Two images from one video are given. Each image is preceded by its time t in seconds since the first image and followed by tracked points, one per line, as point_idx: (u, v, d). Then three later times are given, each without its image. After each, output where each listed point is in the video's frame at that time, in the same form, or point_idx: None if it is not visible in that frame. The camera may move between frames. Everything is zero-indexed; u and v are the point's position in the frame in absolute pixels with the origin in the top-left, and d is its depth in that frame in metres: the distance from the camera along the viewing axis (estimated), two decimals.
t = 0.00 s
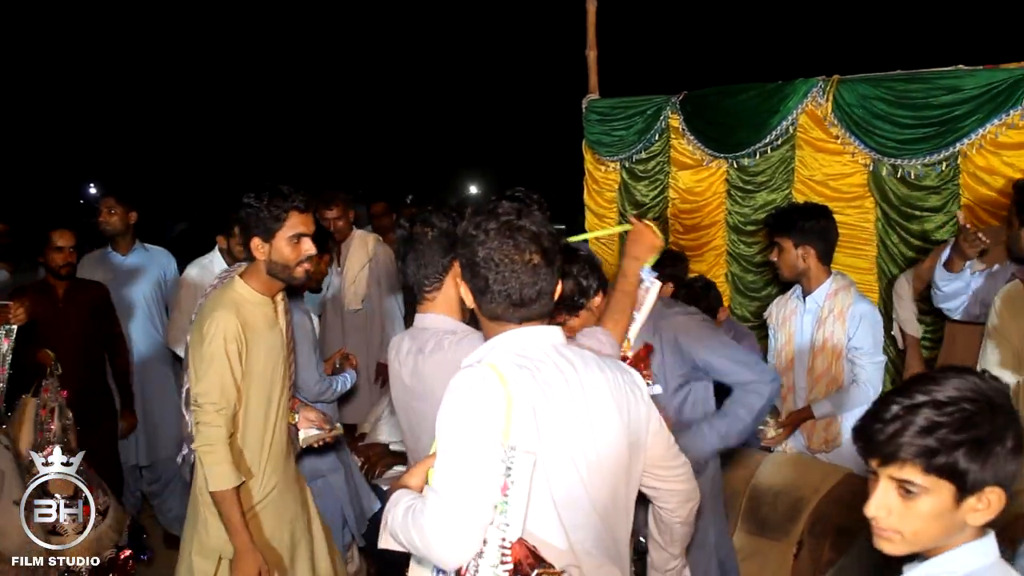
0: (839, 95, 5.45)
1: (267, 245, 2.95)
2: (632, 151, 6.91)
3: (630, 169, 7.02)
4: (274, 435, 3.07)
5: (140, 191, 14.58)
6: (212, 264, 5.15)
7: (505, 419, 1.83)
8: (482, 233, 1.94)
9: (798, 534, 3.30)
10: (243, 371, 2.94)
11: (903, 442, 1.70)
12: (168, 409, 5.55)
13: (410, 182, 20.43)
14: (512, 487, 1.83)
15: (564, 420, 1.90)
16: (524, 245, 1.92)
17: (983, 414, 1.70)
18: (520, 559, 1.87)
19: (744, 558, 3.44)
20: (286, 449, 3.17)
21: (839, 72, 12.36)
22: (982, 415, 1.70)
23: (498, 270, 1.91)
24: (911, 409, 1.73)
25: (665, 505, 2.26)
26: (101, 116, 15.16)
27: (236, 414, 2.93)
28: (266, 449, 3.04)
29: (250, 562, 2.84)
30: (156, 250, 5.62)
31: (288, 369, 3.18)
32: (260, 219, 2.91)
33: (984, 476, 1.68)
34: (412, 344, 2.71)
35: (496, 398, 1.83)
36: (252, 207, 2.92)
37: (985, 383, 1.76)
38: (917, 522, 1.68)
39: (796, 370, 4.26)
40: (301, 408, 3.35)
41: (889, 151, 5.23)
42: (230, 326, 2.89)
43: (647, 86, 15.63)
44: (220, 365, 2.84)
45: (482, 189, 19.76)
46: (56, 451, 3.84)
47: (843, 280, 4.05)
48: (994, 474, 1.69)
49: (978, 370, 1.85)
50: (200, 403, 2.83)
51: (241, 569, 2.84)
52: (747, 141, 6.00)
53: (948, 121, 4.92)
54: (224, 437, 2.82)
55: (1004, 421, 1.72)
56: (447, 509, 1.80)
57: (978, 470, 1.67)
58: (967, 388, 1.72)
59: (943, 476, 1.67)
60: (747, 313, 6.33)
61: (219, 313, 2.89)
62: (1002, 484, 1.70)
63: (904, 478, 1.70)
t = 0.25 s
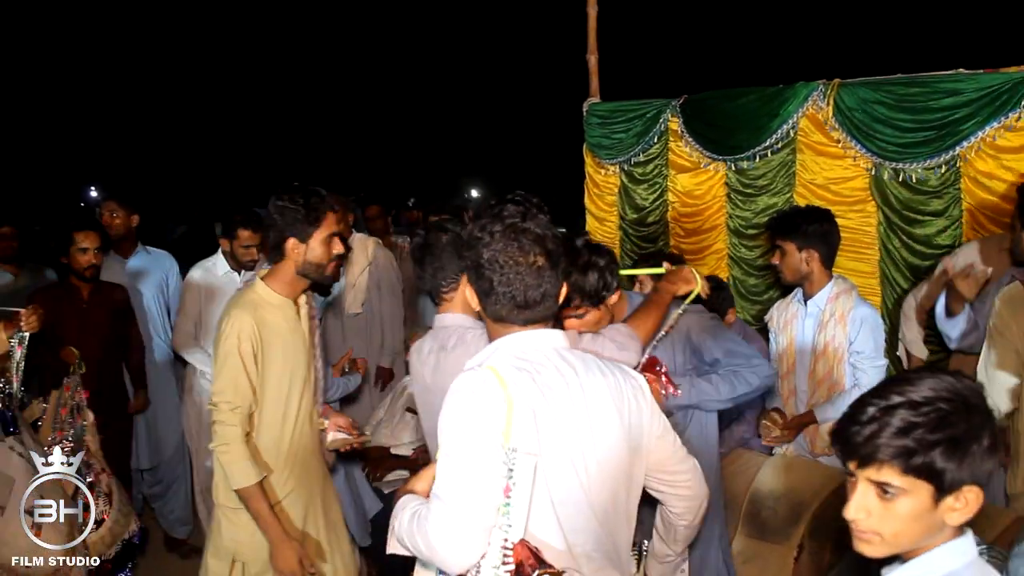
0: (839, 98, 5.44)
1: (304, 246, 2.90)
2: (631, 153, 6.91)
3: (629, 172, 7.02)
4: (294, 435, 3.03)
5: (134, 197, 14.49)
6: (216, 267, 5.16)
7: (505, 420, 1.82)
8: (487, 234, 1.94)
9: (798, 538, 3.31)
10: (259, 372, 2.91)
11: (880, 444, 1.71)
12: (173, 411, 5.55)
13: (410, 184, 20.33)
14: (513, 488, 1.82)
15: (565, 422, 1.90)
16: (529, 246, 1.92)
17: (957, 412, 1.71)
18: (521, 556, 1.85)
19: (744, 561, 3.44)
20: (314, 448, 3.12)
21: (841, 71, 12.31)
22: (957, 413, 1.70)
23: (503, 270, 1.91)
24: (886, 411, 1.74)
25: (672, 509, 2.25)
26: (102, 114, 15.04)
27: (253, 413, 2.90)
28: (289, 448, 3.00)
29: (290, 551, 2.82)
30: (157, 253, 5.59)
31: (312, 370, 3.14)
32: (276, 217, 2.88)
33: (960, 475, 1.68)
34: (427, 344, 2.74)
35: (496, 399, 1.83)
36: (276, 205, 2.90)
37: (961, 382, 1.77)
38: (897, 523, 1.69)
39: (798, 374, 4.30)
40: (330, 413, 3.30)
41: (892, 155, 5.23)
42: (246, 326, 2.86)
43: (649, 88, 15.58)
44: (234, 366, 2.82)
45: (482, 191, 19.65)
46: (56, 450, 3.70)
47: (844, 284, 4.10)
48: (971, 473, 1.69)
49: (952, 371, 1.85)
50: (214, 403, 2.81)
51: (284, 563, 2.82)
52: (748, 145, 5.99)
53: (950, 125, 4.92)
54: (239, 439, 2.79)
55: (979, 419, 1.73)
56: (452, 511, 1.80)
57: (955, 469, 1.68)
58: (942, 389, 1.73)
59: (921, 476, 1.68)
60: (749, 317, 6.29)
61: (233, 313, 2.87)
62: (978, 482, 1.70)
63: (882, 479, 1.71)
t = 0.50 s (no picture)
0: (838, 103, 5.45)
1: (333, 244, 2.91)
2: (630, 157, 6.91)
3: (627, 176, 7.02)
4: (323, 436, 3.01)
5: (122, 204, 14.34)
6: (217, 271, 5.13)
7: (501, 423, 1.83)
8: (492, 238, 1.95)
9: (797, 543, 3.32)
10: (283, 373, 2.95)
11: (857, 451, 1.69)
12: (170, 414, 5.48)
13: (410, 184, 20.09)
14: (506, 492, 1.84)
15: (564, 425, 1.90)
16: (538, 249, 1.94)
17: (935, 421, 1.69)
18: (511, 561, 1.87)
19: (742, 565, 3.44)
20: (348, 447, 3.08)
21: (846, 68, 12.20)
22: (934, 421, 1.69)
23: (511, 274, 1.93)
24: (864, 417, 1.73)
25: (671, 520, 2.24)
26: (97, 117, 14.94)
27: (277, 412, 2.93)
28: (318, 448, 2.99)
29: (317, 550, 2.86)
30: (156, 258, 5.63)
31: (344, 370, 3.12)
32: (308, 219, 2.89)
33: (938, 482, 1.67)
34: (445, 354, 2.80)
35: (492, 401, 1.84)
36: (306, 204, 2.90)
37: (939, 388, 1.76)
38: (872, 530, 1.69)
39: (797, 378, 4.36)
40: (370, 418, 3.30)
41: (893, 161, 5.23)
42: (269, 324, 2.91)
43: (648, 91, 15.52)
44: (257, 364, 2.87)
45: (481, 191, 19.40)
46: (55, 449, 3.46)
47: (843, 288, 4.16)
48: (949, 480, 1.68)
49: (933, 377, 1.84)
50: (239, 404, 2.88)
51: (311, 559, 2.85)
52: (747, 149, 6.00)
53: (950, 131, 4.92)
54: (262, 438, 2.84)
55: (959, 427, 1.71)
56: (443, 510, 1.84)
57: (933, 477, 1.67)
58: (920, 395, 1.72)
59: (896, 484, 1.67)
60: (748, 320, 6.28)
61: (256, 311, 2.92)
62: (956, 490, 1.69)
63: (858, 487, 1.70)
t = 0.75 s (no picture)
0: (832, 104, 5.46)
1: (348, 244, 2.91)
2: (624, 159, 6.92)
3: (621, 178, 7.02)
4: (333, 436, 3.02)
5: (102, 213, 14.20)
6: (211, 271, 5.09)
7: (487, 421, 1.85)
8: (492, 235, 1.95)
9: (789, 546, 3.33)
10: (295, 374, 2.95)
11: (837, 452, 1.68)
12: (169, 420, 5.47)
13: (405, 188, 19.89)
14: (491, 491, 1.85)
15: (554, 425, 1.91)
16: (533, 251, 1.94)
17: (917, 423, 1.67)
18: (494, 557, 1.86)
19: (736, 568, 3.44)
20: (353, 445, 3.10)
21: (847, 68, 12.10)
22: (916, 422, 1.67)
23: (506, 274, 1.93)
24: (844, 417, 1.71)
25: (679, 530, 2.20)
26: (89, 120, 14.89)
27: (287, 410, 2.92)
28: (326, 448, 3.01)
29: (323, 550, 2.86)
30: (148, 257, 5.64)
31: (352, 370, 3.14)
32: (323, 221, 2.86)
33: (919, 484, 1.65)
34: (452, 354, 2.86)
35: (479, 400, 1.86)
36: (317, 205, 2.88)
37: (921, 389, 1.73)
38: (853, 532, 1.67)
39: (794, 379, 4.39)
40: (379, 418, 3.39)
41: (890, 163, 5.23)
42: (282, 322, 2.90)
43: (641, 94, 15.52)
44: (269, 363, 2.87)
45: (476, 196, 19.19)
46: (55, 448, 3.38)
47: (839, 290, 4.22)
48: (931, 482, 1.66)
49: (919, 379, 1.82)
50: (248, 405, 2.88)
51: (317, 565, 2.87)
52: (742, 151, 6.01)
53: (945, 134, 4.93)
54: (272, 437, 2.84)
55: (942, 427, 1.69)
56: (427, 506, 1.86)
57: (913, 478, 1.64)
58: (902, 396, 1.70)
59: (876, 485, 1.65)
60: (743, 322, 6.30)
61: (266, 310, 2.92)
62: (939, 492, 1.66)
63: (838, 488, 1.68)
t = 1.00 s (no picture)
0: (824, 100, 5.47)
1: (349, 240, 3.04)
2: (619, 156, 6.92)
3: (616, 174, 7.02)
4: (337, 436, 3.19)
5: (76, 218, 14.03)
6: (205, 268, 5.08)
7: (472, 421, 1.90)
8: (486, 230, 1.97)
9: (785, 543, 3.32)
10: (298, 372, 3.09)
11: (815, 446, 1.68)
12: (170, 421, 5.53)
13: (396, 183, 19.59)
14: (475, 491, 1.89)
15: (540, 423, 1.94)
16: (524, 249, 1.95)
17: (897, 419, 1.67)
18: (471, 558, 1.93)
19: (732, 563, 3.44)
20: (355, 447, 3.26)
21: (848, 57, 11.97)
22: (896, 418, 1.67)
23: (498, 271, 1.95)
24: (826, 412, 1.71)
25: (685, 518, 2.20)
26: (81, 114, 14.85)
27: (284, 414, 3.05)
28: (331, 452, 3.19)
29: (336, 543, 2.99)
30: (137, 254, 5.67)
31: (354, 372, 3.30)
32: (324, 217, 2.97)
33: (898, 481, 1.66)
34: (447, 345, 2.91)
35: (465, 400, 1.90)
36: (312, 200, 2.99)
37: (905, 383, 1.73)
38: (831, 527, 1.69)
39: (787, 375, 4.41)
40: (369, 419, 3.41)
41: (880, 158, 5.24)
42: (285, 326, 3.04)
43: (637, 90, 15.50)
44: (276, 364, 3.00)
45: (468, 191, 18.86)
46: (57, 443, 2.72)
47: (832, 287, 4.24)
48: (910, 479, 1.67)
49: (903, 374, 1.82)
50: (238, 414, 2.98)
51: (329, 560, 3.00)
52: (734, 147, 6.02)
53: (936, 129, 4.95)
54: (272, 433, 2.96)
55: (923, 423, 1.69)
56: (411, 507, 1.91)
57: (892, 474, 1.65)
58: (883, 392, 1.70)
59: (854, 481, 1.66)
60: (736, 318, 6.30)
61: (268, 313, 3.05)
62: (919, 489, 1.67)
63: (816, 483, 1.69)
